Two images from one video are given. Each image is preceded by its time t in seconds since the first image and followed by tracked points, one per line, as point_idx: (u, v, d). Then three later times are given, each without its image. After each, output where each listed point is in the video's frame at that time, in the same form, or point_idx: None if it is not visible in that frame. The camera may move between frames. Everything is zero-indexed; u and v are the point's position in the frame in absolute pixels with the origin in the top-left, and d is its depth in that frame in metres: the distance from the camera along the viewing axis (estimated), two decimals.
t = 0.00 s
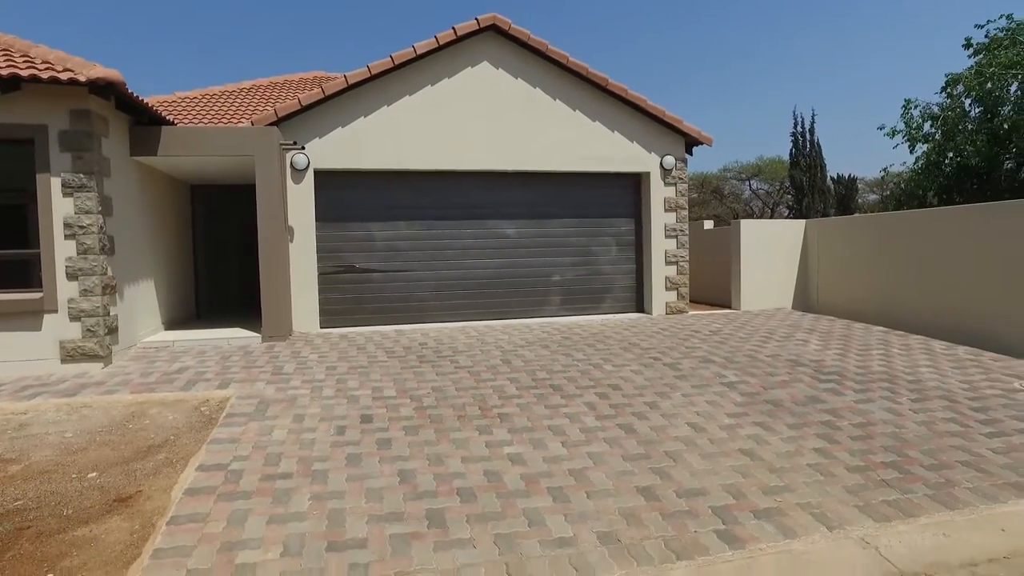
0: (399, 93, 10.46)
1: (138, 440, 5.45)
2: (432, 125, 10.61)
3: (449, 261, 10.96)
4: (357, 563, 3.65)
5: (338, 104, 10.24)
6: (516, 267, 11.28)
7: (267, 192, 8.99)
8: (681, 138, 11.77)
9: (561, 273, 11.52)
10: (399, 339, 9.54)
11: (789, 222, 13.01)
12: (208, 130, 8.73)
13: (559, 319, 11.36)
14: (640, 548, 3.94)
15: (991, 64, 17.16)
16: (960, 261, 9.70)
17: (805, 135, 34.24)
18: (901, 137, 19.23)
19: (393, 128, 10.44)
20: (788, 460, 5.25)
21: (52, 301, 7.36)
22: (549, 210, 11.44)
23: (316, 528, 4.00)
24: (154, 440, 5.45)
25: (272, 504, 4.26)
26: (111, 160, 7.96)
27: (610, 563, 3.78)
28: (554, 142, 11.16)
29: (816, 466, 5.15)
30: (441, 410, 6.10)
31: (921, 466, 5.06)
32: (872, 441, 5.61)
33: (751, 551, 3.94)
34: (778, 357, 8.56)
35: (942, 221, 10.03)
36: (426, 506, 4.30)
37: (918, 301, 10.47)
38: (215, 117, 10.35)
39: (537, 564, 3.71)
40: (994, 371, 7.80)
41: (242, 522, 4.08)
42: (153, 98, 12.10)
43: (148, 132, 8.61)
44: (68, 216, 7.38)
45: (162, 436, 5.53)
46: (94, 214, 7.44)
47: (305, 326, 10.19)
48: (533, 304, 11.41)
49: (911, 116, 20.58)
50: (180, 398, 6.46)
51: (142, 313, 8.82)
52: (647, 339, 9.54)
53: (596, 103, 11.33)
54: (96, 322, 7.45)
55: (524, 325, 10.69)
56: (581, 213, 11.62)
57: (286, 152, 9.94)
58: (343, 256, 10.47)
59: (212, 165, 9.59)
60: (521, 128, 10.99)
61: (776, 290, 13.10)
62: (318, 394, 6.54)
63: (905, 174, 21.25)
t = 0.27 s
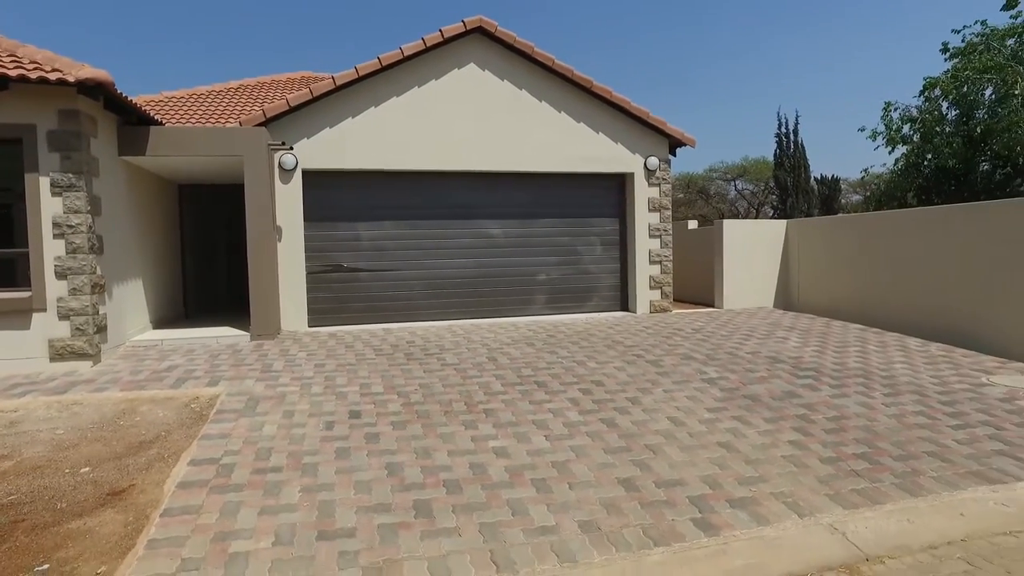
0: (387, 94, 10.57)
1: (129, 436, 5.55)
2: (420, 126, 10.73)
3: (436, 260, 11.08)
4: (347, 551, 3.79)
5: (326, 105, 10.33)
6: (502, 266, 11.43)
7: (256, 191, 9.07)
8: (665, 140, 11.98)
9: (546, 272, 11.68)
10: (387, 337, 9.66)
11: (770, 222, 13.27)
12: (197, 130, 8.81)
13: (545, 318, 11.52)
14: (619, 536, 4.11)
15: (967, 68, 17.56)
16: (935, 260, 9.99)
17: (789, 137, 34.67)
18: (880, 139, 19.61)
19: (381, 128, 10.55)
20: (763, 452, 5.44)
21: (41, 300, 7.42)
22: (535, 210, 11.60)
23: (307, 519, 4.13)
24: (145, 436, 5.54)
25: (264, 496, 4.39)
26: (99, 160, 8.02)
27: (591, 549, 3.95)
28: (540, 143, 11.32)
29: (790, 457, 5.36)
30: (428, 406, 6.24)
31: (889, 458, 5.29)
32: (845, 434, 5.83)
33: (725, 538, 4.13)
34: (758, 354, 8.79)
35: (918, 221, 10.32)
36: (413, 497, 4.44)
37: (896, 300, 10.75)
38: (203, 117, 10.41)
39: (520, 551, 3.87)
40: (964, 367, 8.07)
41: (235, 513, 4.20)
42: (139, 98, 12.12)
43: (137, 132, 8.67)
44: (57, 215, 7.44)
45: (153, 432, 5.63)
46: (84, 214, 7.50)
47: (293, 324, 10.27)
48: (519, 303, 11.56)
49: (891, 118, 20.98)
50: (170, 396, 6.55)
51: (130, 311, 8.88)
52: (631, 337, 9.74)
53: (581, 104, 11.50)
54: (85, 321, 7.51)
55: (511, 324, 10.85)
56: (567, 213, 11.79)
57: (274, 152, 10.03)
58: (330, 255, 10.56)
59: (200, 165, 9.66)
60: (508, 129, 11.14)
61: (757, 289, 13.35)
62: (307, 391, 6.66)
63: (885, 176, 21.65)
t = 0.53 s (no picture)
0: (378, 95, 10.67)
1: (123, 432, 5.64)
2: (411, 127, 10.83)
3: (428, 260, 11.18)
4: (338, 540, 3.91)
5: (317, 105, 10.42)
6: (493, 265, 11.54)
7: (248, 190, 9.15)
8: (653, 140, 12.13)
9: (537, 271, 11.81)
10: (379, 335, 9.76)
11: (757, 222, 13.45)
12: (189, 130, 8.88)
13: (535, 316, 11.64)
14: (602, 525, 4.25)
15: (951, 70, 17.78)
16: (918, 259, 10.19)
17: (779, 137, 34.93)
18: (868, 140, 19.85)
19: (373, 128, 10.64)
20: (745, 446, 5.59)
21: (35, 298, 7.49)
22: (526, 209, 11.72)
23: (298, 511, 4.25)
24: (139, 432, 5.63)
25: (257, 488, 4.50)
26: (92, 159, 8.08)
27: (574, 538, 4.09)
28: (530, 143, 11.44)
29: (771, 451, 5.51)
30: (418, 402, 6.35)
31: (867, 451, 5.45)
32: (825, 428, 5.99)
33: (705, 527, 4.27)
34: (743, 351, 8.95)
35: (902, 221, 10.52)
36: (403, 489, 4.56)
37: (880, 298, 10.95)
38: (194, 116, 10.47)
39: (506, 541, 4.00)
40: (944, 363, 8.26)
41: (228, 505, 4.31)
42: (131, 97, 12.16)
43: (129, 132, 8.74)
44: (50, 214, 7.50)
45: (147, 428, 5.72)
46: (77, 213, 7.57)
47: (285, 323, 10.35)
48: (509, 302, 11.68)
49: (878, 119, 21.22)
50: (163, 393, 6.64)
51: (123, 310, 8.95)
52: (619, 335, 9.89)
53: (571, 105, 11.64)
54: (78, 319, 7.58)
55: (501, 322, 10.97)
56: (557, 212, 11.92)
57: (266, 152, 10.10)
58: (322, 254, 10.64)
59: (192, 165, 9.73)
60: (498, 129, 11.26)
61: (745, 288, 13.53)
62: (299, 387, 6.76)
63: (872, 176, 21.89)
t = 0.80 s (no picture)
0: (374, 95, 10.77)
1: (122, 427, 5.74)
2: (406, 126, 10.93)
3: (423, 258, 11.28)
4: (332, 529, 4.03)
5: (313, 105, 10.51)
6: (488, 263, 11.65)
7: (244, 188, 9.24)
8: (646, 140, 12.25)
9: (531, 269, 11.92)
10: (374, 333, 9.87)
11: (750, 221, 13.59)
12: (186, 129, 8.98)
13: (530, 314, 11.75)
14: (590, 515, 4.38)
15: (943, 70, 17.92)
16: (907, 256, 10.34)
17: (774, 136, 35.10)
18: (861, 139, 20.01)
19: (368, 128, 10.74)
20: (731, 439, 5.72)
21: (33, 296, 7.58)
22: (520, 208, 11.83)
23: (294, 501, 4.36)
24: (137, 427, 5.74)
25: (253, 480, 4.62)
26: (90, 158, 8.17)
27: (562, 527, 4.21)
28: (524, 142, 11.55)
29: (757, 444, 5.64)
30: (412, 397, 6.47)
31: (850, 443, 5.58)
32: (810, 422, 6.12)
33: (689, 517, 4.40)
34: (734, 348, 9.08)
35: (892, 219, 10.65)
36: (396, 480, 4.68)
37: (870, 295, 11.10)
38: (191, 116, 10.55)
39: (495, 530, 4.12)
40: (930, 359, 8.41)
41: (225, 496, 4.42)
42: (128, 97, 12.24)
43: (127, 132, 8.83)
44: (48, 213, 7.60)
45: (145, 423, 5.83)
46: (75, 212, 7.67)
47: (281, 321, 10.45)
48: (504, 300, 11.79)
49: (871, 119, 21.38)
50: (161, 388, 6.74)
51: (121, 308, 9.04)
52: (612, 332, 10.02)
53: (565, 105, 11.76)
54: (76, 316, 7.67)
55: (496, 320, 11.08)
56: (551, 211, 12.04)
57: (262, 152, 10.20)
58: (318, 253, 10.73)
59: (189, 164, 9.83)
60: (492, 128, 11.36)
61: (738, 285, 13.66)
62: (295, 383, 6.87)
63: (865, 176, 22.04)
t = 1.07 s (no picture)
0: (374, 95, 10.86)
1: (127, 423, 5.84)
2: (406, 126, 11.02)
3: (422, 257, 11.39)
4: (335, 521, 4.14)
5: (314, 105, 10.60)
6: (487, 262, 11.75)
7: (246, 188, 9.33)
8: (644, 140, 12.36)
9: (530, 268, 12.02)
10: (375, 331, 9.97)
11: (747, 220, 13.69)
12: (188, 130, 9.07)
13: (529, 313, 11.86)
14: (586, 507, 4.49)
15: (940, 71, 18.02)
16: (902, 255, 10.45)
17: (773, 136, 35.20)
18: (858, 139, 20.12)
19: (368, 128, 10.83)
20: (726, 435, 5.83)
21: (38, 295, 7.68)
22: (519, 208, 11.93)
23: (297, 494, 4.47)
24: (142, 422, 5.84)
25: (257, 474, 4.72)
26: (93, 159, 8.27)
27: (559, 519, 4.32)
28: (523, 142, 11.65)
29: (751, 439, 5.75)
30: (413, 394, 6.57)
31: (843, 439, 5.70)
32: (804, 419, 6.22)
33: (684, 509, 4.50)
34: (730, 345, 9.20)
35: (887, 218, 10.77)
36: (397, 474, 4.78)
37: (865, 294, 11.21)
38: (192, 116, 10.64)
39: (494, 521, 4.23)
40: (923, 357, 8.53)
41: (230, 490, 4.53)
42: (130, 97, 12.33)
43: (130, 132, 8.93)
44: (53, 213, 7.70)
45: (150, 419, 5.92)
46: (78, 211, 7.77)
47: (282, 319, 10.53)
48: (503, 298, 11.89)
49: (868, 119, 21.50)
50: (165, 385, 6.83)
51: (123, 307, 9.13)
52: (610, 331, 10.12)
53: (563, 105, 11.86)
54: (80, 315, 7.77)
55: (495, 318, 11.18)
56: (550, 210, 12.14)
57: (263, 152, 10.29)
58: (319, 252, 10.83)
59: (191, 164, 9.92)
60: (491, 129, 11.46)
61: (735, 285, 13.78)
62: (296, 381, 6.96)
63: (862, 175, 22.14)
